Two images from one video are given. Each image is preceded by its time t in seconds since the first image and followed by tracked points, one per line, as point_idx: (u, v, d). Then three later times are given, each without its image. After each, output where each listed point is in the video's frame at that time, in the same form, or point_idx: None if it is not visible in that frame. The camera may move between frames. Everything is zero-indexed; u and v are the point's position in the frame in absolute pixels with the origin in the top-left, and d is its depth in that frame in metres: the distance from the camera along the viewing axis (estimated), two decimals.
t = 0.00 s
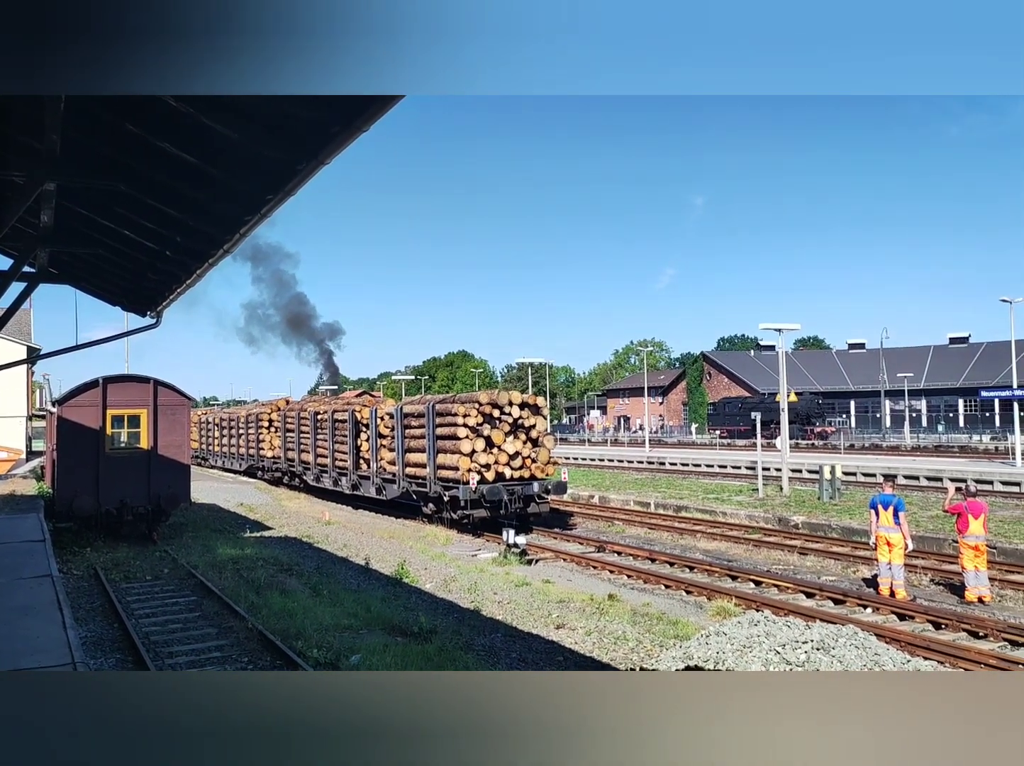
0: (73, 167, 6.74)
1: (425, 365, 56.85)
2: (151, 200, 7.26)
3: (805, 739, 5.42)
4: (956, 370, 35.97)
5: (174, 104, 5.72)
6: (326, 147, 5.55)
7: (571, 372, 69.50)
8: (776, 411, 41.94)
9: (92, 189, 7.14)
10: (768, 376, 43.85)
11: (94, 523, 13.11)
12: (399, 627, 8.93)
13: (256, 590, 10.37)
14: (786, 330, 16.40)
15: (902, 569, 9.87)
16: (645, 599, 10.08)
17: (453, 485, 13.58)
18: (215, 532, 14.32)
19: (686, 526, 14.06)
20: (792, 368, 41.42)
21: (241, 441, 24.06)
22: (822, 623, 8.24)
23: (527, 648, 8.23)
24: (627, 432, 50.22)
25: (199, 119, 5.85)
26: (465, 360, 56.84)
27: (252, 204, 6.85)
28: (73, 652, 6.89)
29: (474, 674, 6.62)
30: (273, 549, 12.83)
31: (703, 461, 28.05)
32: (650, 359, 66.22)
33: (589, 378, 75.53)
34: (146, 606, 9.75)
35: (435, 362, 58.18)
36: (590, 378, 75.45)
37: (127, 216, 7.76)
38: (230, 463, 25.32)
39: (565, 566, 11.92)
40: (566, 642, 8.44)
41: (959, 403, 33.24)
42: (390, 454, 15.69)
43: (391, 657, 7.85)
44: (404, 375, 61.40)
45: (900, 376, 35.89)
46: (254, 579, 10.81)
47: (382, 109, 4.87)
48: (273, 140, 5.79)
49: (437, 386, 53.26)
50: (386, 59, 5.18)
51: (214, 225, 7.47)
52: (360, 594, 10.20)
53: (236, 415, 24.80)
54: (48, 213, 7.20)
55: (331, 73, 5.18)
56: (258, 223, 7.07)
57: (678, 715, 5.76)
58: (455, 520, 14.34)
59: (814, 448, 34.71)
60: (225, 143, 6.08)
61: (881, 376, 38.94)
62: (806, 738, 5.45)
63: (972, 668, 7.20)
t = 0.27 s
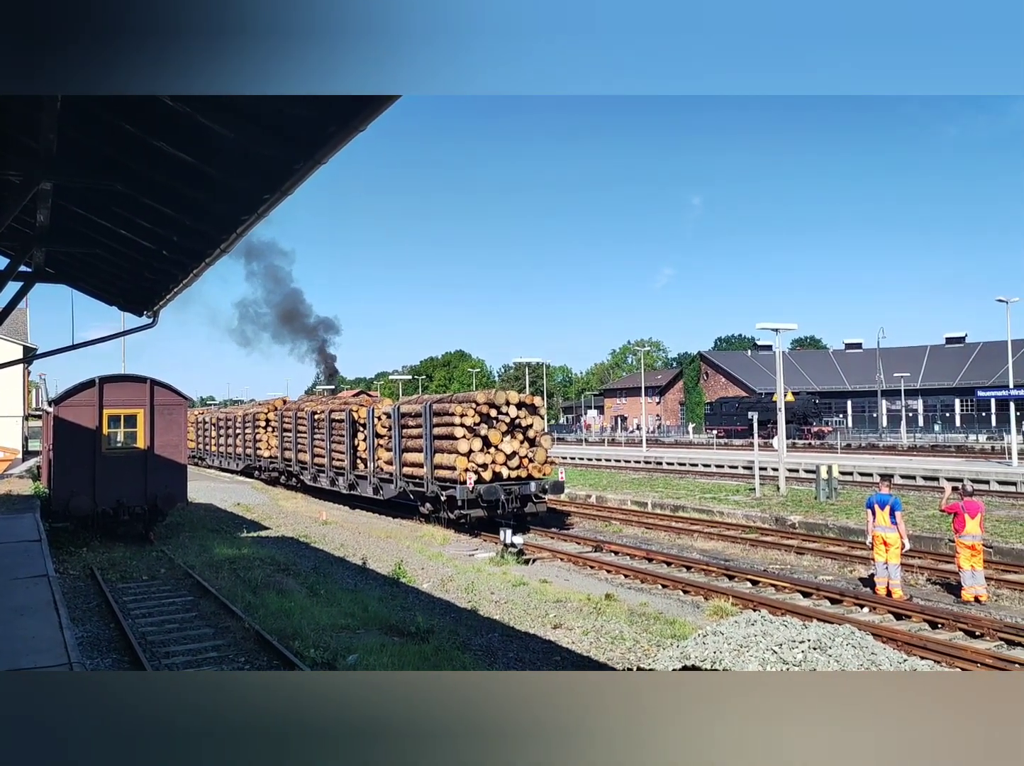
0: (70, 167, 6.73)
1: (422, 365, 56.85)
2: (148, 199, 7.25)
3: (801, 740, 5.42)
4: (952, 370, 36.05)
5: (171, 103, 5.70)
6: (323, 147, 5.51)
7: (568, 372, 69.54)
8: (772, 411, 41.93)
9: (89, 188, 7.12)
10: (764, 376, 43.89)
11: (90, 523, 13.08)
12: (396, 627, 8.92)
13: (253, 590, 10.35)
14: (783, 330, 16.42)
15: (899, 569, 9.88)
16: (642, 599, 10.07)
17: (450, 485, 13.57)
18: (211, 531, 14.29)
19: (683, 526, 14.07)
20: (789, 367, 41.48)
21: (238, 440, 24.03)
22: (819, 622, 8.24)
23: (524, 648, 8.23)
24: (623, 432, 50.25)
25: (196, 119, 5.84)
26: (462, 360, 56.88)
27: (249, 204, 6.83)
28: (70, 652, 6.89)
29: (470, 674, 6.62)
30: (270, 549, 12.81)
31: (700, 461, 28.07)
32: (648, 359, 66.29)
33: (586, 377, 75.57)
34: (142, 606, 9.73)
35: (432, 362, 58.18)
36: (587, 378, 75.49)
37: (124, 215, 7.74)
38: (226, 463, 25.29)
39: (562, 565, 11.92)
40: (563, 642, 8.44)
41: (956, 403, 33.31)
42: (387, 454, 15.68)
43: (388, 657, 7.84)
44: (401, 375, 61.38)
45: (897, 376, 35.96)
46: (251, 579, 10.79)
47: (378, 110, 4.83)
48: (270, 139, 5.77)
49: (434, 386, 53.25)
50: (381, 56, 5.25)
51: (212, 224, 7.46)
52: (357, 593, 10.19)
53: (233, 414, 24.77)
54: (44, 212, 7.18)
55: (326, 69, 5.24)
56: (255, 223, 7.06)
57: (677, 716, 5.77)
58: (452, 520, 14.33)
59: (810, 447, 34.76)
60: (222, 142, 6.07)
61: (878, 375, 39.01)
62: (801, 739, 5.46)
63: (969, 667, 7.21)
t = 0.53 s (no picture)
0: (67, 167, 6.71)
1: (419, 365, 56.87)
2: (145, 199, 7.25)
3: (799, 740, 5.44)
4: (949, 370, 36.12)
5: (169, 103, 5.69)
6: (321, 146, 5.52)
7: (565, 372, 69.59)
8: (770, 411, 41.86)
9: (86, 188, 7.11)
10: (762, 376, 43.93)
11: (87, 524, 13.07)
12: (393, 627, 8.92)
13: (250, 590, 10.34)
14: (780, 330, 16.43)
15: (896, 569, 9.89)
16: (639, 599, 10.08)
17: (447, 485, 13.57)
18: (209, 532, 14.28)
19: (680, 526, 14.08)
20: (787, 367, 41.54)
21: (235, 440, 24.02)
22: (816, 622, 8.26)
23: (521, 648, 8.23)
24: (620, 431, 50.33)
25: (194, 119, 5.83)
26: (459, 360, 56.92)
27: (247, 203, 6.83)
28: (67, 652, 6.88)
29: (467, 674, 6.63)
30: (268, 550, 12.79)
31: (698, 461, 28.09)
32: (645, 359, 66.36)
33: (584, 377, 75.58)
34: (139, 606, 9.72)
35: (429, 362, 58.18)
36: (584, 378, 75.50)
37: (121, 215, 7.73)
38: (224, 463, 25.28)
39: (559, 565, 11.92)
40: (561, 642, 8.44)
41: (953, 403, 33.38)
42: (385, 454, 15.67)
43: (386, 657, 7.84)
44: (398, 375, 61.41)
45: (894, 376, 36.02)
46: (248, 579, 10.78)
47: (377, 108, 4.86)
48: (268, 139, 5.76)
49: (431, 386, 53.30)
50: (382, 54, 5.20)
51: (209, 223, 7.45)
52: (354, 594, 10.19)
53: (230, 414, 24.74)
54: (41, 212, 7.17)
55: (326, 70, 5.20)
56: (253, 222, 7.06)
57: (674, 716, 5.77)
58: (449, 520, 14.33)
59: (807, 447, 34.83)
60: (219, 142, 6.07)
61: (875, 375, 39.07)
62: (799, 739, 5.47)
63: (966, 667, 7.23)
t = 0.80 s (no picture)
0: (64, 168, 6.70)
1: (417, 366, 56.89)
2: (142, 200, 7.25)
3: (795, 739, 5.45)
4: (946, 371, 36.21)
5: (166, 103, 5.69)
6: (319, 146, 5.54)
7: (562, 372, 69.65)
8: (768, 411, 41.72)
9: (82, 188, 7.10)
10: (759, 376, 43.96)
11: (84, 524, 13.05)
12: (391, 627, 8.93)
13: (247, 591, 10.33)
14: (778, 330, 16.46)
15: (893, 569, 9.90)
16: (637, 600, 10.08)
17: (445, 485, 13.57)
18: (206, 532, 14.27)
19: (678, 526, 14.09)
20: (784, 368, 41.61)
21: (232, 441, 24.00)
22: (813, 623, 8.26)
23: (519, 649, 8.24)
24: (618, 432, 50.37)
25: (191, 119, 5.83)
26: (457, 361, 56.97)
27: (244, 203, 6.84)
28: (64, 653, 6.88)
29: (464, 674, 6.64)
30: (265, 550, 12.79)
31: (695, 461, 28.12)
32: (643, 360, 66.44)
33: (581, 378, 75.77)
34: (136, 607, 9.70)
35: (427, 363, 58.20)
36: (582, 378, 75.70)
37: (118, 216, 7.73)
38: (221, 463, 25.27)
39: (557, 566, 11.93)
40: (559, 642, 8.45)
41: (949, 403, 33.46)
42: (382, 455, 15.67)
43: (383, 658, 7.84)
44: (395, 375, 61.44)
45: (891, 376, 36.09)
46: (246, 580, 10.78)
47: (375, 108, 4.89)
48: (266, 140, 5.78)
49: (429, 386, 53.33)
50: (381, 54, 5.19)
51: (206, 224, 7.46)
52: (352, 594, 10.19)
53: (227, 415, 24.72)
54: (38, 212, 7.16)
55: (323, 70, 5.20)
56: (251, 222, 7.07)
57: (672, 716, 5.78)
58: (447, 520, 14.32)
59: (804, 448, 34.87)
60: (216, 142, 6.07)
61: (872, 376, 39.14)
62: (795, 738, 5.49)
63: (962, 667, 7.24)
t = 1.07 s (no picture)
0: (60, 168, 6.69)
1: (415, 366, 56.92)
2: (139, 200, 7.23)
3: (793, 739, 5.47)
4: (943, 371, 36.27)
5: (162, 104, 5.69)
6: (315, 147, 5.55)
7: (560, 373, 69.69)
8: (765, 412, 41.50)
9: (78, 189, 7.09)
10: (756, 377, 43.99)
11: (81, 525, 13.03)
12: (388, 628, 8.92)
13: (244, 592, 10.31)
14: (775, 331, 16.48)
15: (890, 569, 9.92)
16: (634, 600, 10.08)
17: (443, 486, 13.56)
18: (203, 533, 14.25)
19: (675, 527, 14.09)
20: (781, 368, 41.66)
21: (229, 442, 23.98)
22: (811, 623, 8.26)
23: (517, 650, 8.23)
24: (616, 432, 50.41)
25: (188, 119, 5.82)
26: (454, 362, 56.99)
27: (240, 204, 6.84)
28: (60, 655, 6.87)
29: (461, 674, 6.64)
30: (262, 551, 12.77)
31: (692, 462, 28.14)
32: (640, 361, 66.51)
33: (579, 379, 75.84)
34: (133, 609, 9.68)
35: (424, 364, 58.20)
36: (580, 379, 75.75)
37: (114, 216, 7.72)
38: (218, 464, 25.24)
39: (554, 567, 11.93)
40: (556, 643, 8.44)
41: (947, 404, 33.52)
42: (380, 456, 15.66)
43: (380, 659, 7.84)
44: (393, 375, 61.46)
45: (888, 377, 36.15)
46: (243, 581, 10.76)
47: (372, 109, 4.94)
48: (262, 141, 5.79)
49: (427, 387, 53.36)
50: (381, 54, 5.19)
51: (202, 225, 7.46)
52: (349, 595, 10.18)
53: (225, 416, 24.71)
54: (33, 212, 7.14)
55: (323, 70, 5.21)
56: (247, 223, 7.07)
57: (670, 716, 5.79)
58: (444, 521, 14.31)
59: (802, 448, 34.92)
60: (213, 143, 6.07)
61: (869, 376, 39.22)
62: (792, 738, 5.50)
63: (959, 668, 7.25)
